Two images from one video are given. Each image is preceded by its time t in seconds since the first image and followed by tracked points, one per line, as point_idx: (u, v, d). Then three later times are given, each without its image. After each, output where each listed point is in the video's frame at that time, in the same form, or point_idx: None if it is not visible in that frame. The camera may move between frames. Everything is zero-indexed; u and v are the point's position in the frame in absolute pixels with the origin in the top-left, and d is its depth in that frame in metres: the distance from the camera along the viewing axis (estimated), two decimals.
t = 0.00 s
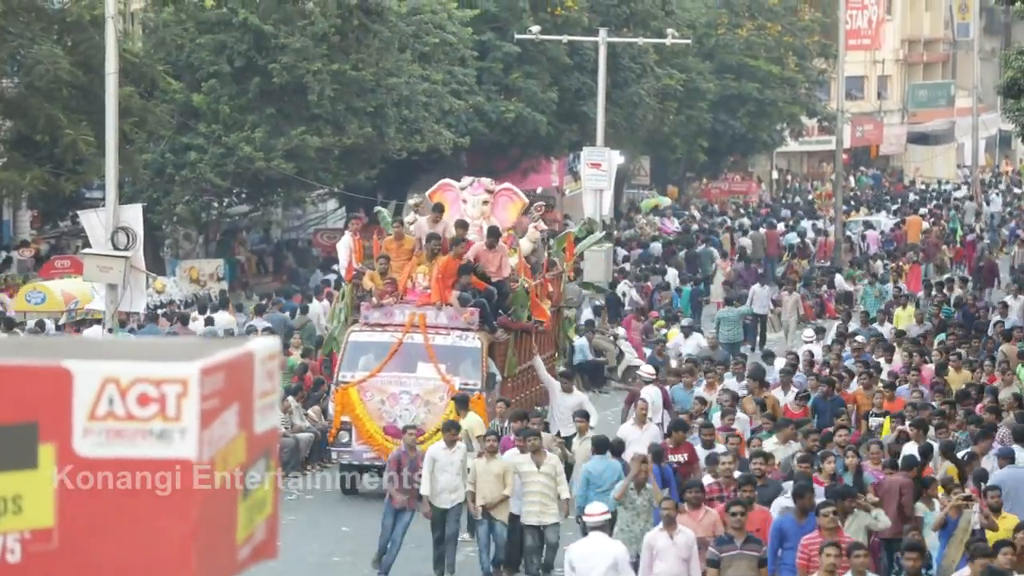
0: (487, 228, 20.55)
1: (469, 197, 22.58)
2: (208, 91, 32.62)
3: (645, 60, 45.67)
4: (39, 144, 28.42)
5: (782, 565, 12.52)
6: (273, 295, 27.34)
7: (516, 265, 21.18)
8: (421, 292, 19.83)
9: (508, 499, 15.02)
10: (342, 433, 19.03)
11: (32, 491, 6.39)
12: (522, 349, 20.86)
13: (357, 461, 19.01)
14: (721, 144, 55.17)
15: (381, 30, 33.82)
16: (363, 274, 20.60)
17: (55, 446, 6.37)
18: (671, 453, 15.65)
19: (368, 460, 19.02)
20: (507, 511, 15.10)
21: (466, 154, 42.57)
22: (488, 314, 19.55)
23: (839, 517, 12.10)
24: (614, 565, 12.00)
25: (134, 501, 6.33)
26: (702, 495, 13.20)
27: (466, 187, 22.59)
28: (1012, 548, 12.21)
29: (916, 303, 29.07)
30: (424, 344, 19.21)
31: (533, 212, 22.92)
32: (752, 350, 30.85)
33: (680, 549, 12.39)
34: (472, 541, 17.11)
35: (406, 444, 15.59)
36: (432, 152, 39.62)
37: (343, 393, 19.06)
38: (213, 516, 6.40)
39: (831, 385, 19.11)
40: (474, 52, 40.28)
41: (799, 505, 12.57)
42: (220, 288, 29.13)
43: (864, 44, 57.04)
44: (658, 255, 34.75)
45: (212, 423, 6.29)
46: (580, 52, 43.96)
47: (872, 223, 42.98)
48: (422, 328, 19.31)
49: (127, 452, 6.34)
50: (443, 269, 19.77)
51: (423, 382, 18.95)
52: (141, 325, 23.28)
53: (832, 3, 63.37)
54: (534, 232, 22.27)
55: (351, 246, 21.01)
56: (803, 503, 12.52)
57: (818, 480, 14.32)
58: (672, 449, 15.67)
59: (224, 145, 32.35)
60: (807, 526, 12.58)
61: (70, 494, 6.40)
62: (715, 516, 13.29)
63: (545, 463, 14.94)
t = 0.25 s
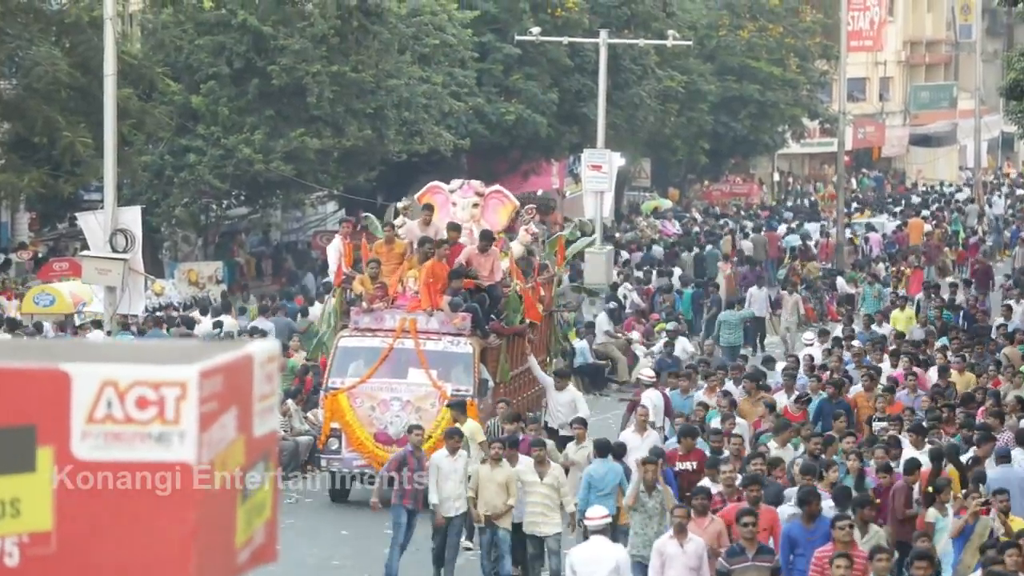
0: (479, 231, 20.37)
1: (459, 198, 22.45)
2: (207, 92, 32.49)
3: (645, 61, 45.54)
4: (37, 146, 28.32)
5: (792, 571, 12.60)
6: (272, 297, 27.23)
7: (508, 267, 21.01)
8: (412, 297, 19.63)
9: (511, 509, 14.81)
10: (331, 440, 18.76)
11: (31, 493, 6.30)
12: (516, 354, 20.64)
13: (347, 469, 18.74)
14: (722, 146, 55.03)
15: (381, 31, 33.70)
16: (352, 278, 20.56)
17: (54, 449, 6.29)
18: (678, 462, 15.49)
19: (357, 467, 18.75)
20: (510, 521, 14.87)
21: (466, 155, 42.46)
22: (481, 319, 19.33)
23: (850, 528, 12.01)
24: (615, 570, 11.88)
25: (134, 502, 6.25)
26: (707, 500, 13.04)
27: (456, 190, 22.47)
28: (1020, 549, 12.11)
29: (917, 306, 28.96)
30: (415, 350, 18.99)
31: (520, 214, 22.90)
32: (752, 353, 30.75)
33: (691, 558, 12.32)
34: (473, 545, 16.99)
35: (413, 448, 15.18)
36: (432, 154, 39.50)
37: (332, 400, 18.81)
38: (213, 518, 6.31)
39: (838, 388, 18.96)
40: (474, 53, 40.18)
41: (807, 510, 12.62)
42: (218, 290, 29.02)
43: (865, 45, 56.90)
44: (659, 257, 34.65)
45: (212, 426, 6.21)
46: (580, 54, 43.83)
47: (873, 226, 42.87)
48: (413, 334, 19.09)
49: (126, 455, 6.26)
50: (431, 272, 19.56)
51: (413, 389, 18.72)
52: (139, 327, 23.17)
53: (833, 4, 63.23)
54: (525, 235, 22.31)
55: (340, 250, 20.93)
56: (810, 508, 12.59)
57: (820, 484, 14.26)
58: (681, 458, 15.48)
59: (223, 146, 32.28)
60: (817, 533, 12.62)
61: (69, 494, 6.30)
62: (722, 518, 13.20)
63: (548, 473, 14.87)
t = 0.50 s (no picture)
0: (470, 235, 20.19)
1: (450, 201, 22.25)
2: (207, 94, 32.53)
3: (646, 64, 45.54)
4: (37, 148, 28.32)
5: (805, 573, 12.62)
6: (272, 299, 27.22)
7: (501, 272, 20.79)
8: (402, 301, 19.47)
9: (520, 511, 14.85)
10: (321, 446, 18.59)
11: (32, 496, 6.56)
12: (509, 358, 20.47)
13: (337, 475, 18.59)
14: (723, 148, 54.97)
15: (381, 33, 33.69)
16: (341, 280, 20.32)
17: (56, 452, 6.54)
18: (691, 465, 15.41)
19: (347, 473, 18.58)
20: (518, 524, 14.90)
21: (467, 157, 42.45)
22: (472, 323, 19.15)
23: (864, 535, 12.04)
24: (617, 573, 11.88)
25: (135, 502, 6.48)
26: (719, 505, 12.82)
27: (447, 193, 22.28)
28: None
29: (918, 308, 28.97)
30: (406, 355, 18.80)
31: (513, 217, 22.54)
32: (751, 355, 30.71)
33: (705, 564, 12.34)
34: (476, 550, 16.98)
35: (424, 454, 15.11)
36: (432, 156, 39.48)
37: (321, 405, 18.62)
38: (211, 520, 6.54)
39: (837, 391, 18.97)
40: (475, 56, 40.19)
41: (820, 511, 12.66)
42: (219, 292, 29.00)
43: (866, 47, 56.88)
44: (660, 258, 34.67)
45: (211, 429, 6.44)
46: (581, 56, 43.81)
47: (873, 228, 42.86)
48: (403, 338, 18.91)
49: (126, 457, 6.49)
50: (420, 276, 19.45)
51: (404, 394, 18.55)
52: (140, 329, 23.16)
53: (834, 6, 63.19)
54: (518, 238, 21.96)
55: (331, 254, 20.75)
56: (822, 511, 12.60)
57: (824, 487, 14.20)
58: (693, 461, 15.43)
59: (224, 149, 32.29)
60: (829, 535, 12.64)
61: (69, 494, 6.55)
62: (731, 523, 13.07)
63: (556, 476, 14.76)
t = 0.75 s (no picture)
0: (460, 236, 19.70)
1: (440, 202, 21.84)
2: (207, 95, 32.55)
3: (647, 65, 45.53)
4: (37, 148, 28.30)
5: None
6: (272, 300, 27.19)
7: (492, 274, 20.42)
8: (391, 304, 19.01)
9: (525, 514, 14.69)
10: (309, 451, 18.13)
11: (31, 496, 6.44)
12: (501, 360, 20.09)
13: (325, 481, 18.14)
14: (723, 148, 54.96)
15: (382, 34, 33.51)
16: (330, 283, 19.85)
17: (55, 454, 6.42)
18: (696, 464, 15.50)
19: (336, 479, 18.14)
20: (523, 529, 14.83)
21: (467, 158, 42.44)
22: (463, 326, 18.73)
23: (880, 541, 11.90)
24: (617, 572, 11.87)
25: (135, 502, 6.36)
26: (727, 508, 12.75)
27: (438, 195, 21.88)
28: None
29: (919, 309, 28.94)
30: (395, 359, 18.36)
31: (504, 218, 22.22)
32: (750, 356, 30.66)
33: (715, 564, 12.16)
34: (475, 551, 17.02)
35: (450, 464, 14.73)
36: (432, 157, 39.45)
37: (310, 410, 18.16)
38: (212, 520, 6.43)
39: (835, 392, 18.93)
40: (476, 56, 40.16)
41: (842, 518, 12.45)
42: (219, 293, 28.97)
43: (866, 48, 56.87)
44: (661, 259, 34.65)
45: (211, 429, 6.33)
46: (581, 57, 43.77)
47: (874, 229, 42.83)
48: (393, 342, 18.45)
49: (126, 457, 6.37)
50: (410, 278, 18.97)
51: (394, 398, 18.19)
52: (140, 330, 23.14)
53: (835, 7, 63.19)
54: (510, 240, 21.72)
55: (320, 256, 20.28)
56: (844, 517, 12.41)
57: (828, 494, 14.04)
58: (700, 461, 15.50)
59: (224, 149, 32.25)
60: (847, 543, 12.45)
61: (69, 494, 6.43)
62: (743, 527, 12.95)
63: (558, 478, 14.72)
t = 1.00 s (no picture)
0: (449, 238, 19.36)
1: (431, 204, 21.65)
2: (208, 95, 32.54)
3: (647, 65, 45.51)
4: (37, 148, 28.27)
5: None
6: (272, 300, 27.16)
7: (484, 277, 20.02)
8: (381, 306, 18.77)
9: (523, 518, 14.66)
10: (297, 455, 17.74)
11: (31, 496, 6.27)
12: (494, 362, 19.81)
13: (313, 486, 17.74)
14: (724, 148, 54.92)
15: (382, 34, 33.42)
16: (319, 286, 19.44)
17: (55, 454, 6.24)
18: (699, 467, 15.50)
19: (325, 485, 17.75)
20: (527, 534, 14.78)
21: (467, 158, 42.42)
22: (454, 329, 18.43)
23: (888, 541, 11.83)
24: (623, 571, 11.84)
25: (134, 503, 6.18)
26: (732, 514, 12.65)
27: (428, 195, 21.68)
28: None
29: (920, 309, 28.90)
30: (385, 361, 18.11)
31: (494, 217, 21.92)
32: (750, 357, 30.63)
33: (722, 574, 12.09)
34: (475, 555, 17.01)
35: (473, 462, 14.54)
36: (432, 156, 39.42)
37: (298, 413, 17.83)
38: (213, 522, 6.24)
39: (834, 392, 18.88)
40: (476, 56, 40.14)
41: (856, 517, 12.40)
42: (219, 293, 28.93)
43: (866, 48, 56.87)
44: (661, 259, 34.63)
45: (212, 429, 6.15)
46: (582, 57, 43.73)
47: (875, 229, 42.81)
48: (382, 344, 18.20)
49: (126, 457, 6.19)
50: (400, 280, 18.63)
51: (384, 401, 17.88)
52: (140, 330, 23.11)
53: (836, 7, 63.18)
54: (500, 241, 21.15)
55: (308, 258, 19.83)
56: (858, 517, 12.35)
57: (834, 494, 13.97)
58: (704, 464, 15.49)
59: (224, 150, 32.22)
60: (862, 542, 12.39)
61: (69, 494, 6.26)
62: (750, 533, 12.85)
63: (554, 480, 14.58)
